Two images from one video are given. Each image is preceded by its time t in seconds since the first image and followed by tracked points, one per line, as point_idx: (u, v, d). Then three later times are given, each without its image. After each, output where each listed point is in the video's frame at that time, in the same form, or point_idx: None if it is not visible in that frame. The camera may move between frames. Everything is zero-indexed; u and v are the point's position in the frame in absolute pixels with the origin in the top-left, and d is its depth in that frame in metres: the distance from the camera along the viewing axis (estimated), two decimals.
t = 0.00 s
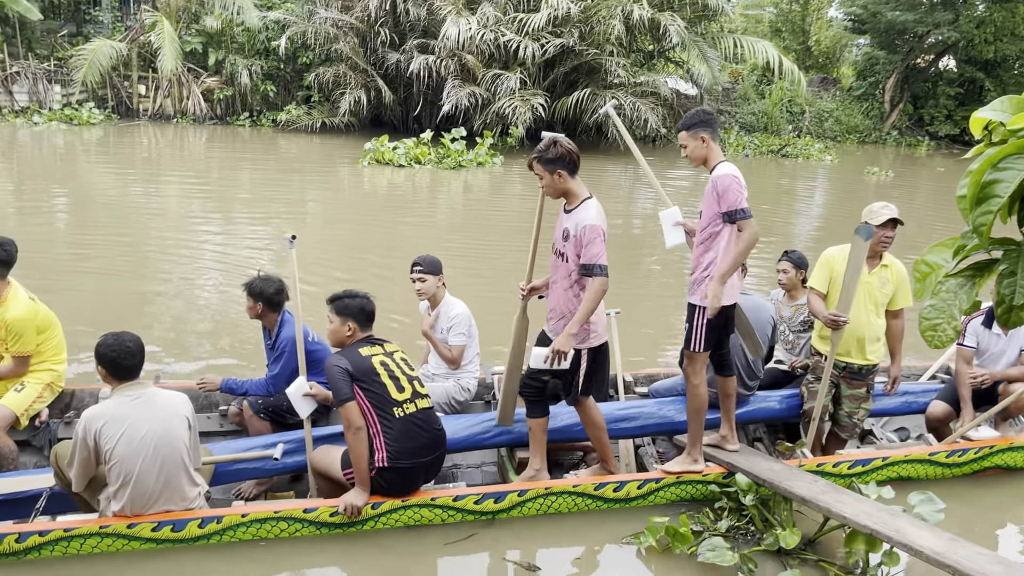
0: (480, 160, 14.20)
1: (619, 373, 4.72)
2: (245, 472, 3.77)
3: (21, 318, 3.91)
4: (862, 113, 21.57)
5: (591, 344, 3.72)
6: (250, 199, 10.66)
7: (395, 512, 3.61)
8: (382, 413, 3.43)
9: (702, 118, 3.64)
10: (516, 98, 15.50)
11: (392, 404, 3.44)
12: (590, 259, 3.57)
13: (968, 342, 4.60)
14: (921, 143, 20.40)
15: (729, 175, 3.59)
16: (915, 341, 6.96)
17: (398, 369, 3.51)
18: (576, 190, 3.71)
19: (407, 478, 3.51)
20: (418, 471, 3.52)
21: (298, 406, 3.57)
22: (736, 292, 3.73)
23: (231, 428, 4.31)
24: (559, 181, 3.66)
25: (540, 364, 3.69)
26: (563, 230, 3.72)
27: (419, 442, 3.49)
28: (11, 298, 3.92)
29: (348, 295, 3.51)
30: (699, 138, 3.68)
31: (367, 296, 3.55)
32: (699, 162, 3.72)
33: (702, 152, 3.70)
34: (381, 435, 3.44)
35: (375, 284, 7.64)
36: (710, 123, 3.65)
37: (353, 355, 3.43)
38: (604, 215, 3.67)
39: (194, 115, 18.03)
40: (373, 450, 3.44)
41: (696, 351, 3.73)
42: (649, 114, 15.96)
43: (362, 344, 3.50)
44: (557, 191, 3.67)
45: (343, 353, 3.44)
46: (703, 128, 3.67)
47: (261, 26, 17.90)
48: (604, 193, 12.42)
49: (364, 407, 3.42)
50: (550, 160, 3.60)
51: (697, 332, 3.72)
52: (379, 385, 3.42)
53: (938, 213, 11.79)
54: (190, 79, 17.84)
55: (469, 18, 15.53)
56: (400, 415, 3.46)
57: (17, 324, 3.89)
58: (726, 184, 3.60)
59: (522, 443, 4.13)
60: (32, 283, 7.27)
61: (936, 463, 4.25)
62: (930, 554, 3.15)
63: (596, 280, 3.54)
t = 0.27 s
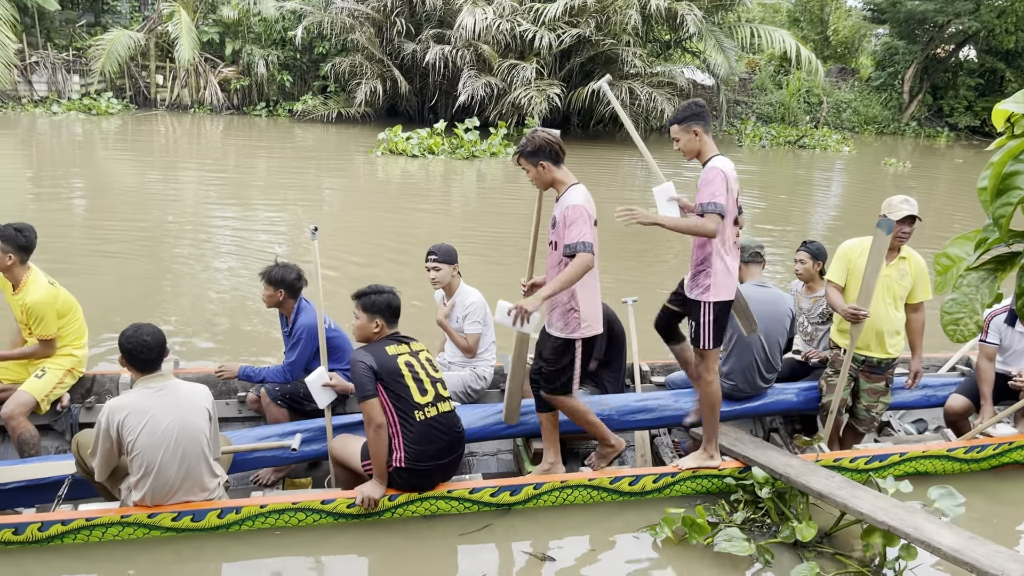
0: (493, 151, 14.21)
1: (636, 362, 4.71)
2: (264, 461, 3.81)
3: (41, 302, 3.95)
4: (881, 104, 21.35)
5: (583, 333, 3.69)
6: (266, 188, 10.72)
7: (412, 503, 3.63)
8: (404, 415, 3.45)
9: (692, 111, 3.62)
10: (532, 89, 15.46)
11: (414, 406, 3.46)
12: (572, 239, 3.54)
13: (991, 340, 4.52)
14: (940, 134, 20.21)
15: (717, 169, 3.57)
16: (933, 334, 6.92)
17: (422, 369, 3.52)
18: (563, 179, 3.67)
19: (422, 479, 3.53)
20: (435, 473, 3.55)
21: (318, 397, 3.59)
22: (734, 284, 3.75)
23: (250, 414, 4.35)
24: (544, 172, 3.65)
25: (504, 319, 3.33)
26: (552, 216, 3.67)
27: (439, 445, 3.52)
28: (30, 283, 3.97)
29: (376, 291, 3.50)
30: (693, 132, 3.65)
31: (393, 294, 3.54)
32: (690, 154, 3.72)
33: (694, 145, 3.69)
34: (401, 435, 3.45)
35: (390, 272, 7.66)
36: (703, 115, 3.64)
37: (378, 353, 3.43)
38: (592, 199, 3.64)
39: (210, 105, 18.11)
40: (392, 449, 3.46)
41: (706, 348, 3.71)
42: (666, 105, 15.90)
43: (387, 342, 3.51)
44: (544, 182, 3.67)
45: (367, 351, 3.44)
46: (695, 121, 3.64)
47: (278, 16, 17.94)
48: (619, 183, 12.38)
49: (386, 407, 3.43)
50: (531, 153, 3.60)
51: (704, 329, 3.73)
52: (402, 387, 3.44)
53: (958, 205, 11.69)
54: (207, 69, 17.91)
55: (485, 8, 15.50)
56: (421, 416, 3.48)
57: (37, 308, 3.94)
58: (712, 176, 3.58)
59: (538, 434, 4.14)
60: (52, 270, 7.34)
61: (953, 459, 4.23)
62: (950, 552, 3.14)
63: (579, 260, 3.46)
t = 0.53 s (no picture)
0: (501, 142, 14.18)
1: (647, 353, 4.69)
2: (275, 451, 3.83)
3: (54, 290, 3.98)
4: (893, 95, 21.18)
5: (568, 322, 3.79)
6: (276, 179, 10.75)
7: (422, 496, 3.65)
8: (426, 417, 3.42)
9: (661, 108, 3.64)
10: (542, 79, 15.41)
11: (436, 408, 3.42)
12: (556, 238, 3.57)
13: (1005, 334, 4.46)
14: (952, 125, 20.05)
15: (680, 167, 3.63)
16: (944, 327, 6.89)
17: (447, 369, 3.45)
18: (560, 168, 3.68)
19: (437, 476, 3.56)
20: (446, 471, 3.57)
21: (335, 388, 3.63)
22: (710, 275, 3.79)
23: (260, 404, 4.37)
24: (543, 160, 3.66)
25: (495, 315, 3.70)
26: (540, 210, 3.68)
27: (455, 445, 3.52)
28: (44, 271, 4.00)
29: (407, 287, 3.39)
30: (662, 128, 3.66)
31: (422, 288, 3.43)
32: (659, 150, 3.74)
33: (664, 140, 3.70)
34: (420, 435, 3.44)
35: (400, 264, 7.66)
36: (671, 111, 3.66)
37: (407, 354, 3.35)
38: (584, 194, 3.64)
39: (220, 97, 18.13)
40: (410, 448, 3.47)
41: (692, 339, 3.74)
42: (676, 96, 15.83)
43: (414, 340, 3.41)
44: (542, 169, 3.69)
45: (395, 349, 3.35)
46: (663, 117, 3.66)
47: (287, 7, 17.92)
48: (629, 175, 12.33)
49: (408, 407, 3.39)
50: (531, 140, 3.62)
51: (689, 320, 3.75)
52: (426, 389, 3.39)
53: (970, 196, 11.61)
54: (217, 60, 17.93)
55: None
56: (442, 419, 3.46)
57: (50, 295, 3.96)
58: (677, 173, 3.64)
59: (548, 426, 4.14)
60: (64, 260, 7.38)
61: (965, 453, 4.21)
62: (960, 544, 3.14)
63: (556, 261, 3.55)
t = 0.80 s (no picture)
0: (506, 133, 14.14)
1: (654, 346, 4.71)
2: (282, 443, 3.84)
3: (65, 282, 3.99)
4: (902, 85, 21.03)
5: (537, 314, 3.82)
6: (283, 170, 10.76)
7: (429, 486, 3.66)
8: (443, 417, 3.42)
9: (630, 81, 3.72)
10: (548, 71, 15.36)
11: (453, 408, 3.41)
12: (534, 232, 3.58)
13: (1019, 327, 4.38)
14: (962, 117, 19.91)
15: (657, 141, 3.74)
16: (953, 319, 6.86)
17: (465, 368, 3.43)
18: (551, 162, 3.69)
19: (448, 470, 3.59)
20: (455, 466, 3.60)
21: (343, 379, 3.64)
22: (679, 245, 3.94)
23: (268, 396, 4.39)
24: (535, 152, 3.66)
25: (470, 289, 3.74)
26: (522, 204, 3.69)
27: (465, 442, 3.55)
28: (55, 262, 4.01)
29: (426, 284, 3.32)
30: (631, 101, 3.77)
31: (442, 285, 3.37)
32: (629, 124, 3.84)
33: (633, 114, 3.80)
34: (435, 432, 3.46)
35: (407, 255, 7.67)
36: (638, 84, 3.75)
37: (428, 354, 3.31)
38: (567, 191, 3.64)
39: (227, 89, 18.12)
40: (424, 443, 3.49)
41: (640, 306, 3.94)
42: (683, 87, 15.78)
43: (435, 339, 3.37)
44: (532, 161, 3.69)
45: (415, 349, 3.31)
46: (633, 90, 3.75)
47: None
48: (636, 166, 12.30)
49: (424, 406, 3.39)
50: (524, 131, 3.61)
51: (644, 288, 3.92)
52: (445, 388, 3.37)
53: (980, 188, 11.54)
54: (224, 52, 17.93)
55: None
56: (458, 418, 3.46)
57: (61, 287, 3.98)
58: (653, 148, 3.76)
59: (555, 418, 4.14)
60: (72, 252, 7.42)
61: (975, 444, 4.20)
62: (968, 537, 3.13)
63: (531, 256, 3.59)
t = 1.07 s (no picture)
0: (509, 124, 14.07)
1: (660, 340, 4.72)
2: (289, 433, 3.85)
3: (70, 275, 3.99)
4: (910, 75, 20.90)
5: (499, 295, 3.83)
6: (289, 161, 10.75)
7: (436, 474, 3.67)
8: (457, 409, 3.43)
9: (613, 59, 3.76)
10: (555, 61, 15.31)
11: (468, 401, 3.43)
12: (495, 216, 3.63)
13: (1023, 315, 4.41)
14: (971, 107, 19.76)
15: (636, 121, 3.80)
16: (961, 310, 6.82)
17: (477, 360, 3.43)
18: (514, 148, 3.69)
19: (458, 459, 3.63)
20: (464, 454, 3.62)
21: (348, 369, 3.65)
22: (660, 227, 3.94)
23: (274, 388, 4.40)
24: (498, 138, 3.65)
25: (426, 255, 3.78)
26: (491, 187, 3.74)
27: (476, 431, 3.57)
28: (59, 257, 4.00)
29: (437, 276, 3.31)
30: (613, 79, 3.81)
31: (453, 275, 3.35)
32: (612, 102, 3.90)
33: (616, 92, 3.85)
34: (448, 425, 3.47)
35: (412, 246, 7.65)
36: (623, 62, 3.79)
37: (443, 348, 3.30)
38: (528, 173, 3.66)
39: (233, 79, 18.09)
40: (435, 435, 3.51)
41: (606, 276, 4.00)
42: (690, 77, 15.71)
43: (449, 332, 3.35)
44: (495, 146, 3.67)
45: (430, 344, 3.30)
46: (616, 69, 3.79)
47: None
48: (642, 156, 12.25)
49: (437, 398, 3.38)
50: (487, 117, 3.58)
51: (614, 262, 3.97)
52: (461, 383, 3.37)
53: (989, 178, 11.46)
54: (229, 42, 17.91)
55: None
56: (471, 411, 3.48)
57: (66, 281, 3.98)
58: (633, 127, 3.81)
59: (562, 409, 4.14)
60: (79, 243, 7.43)
61: (983, 433, 4.20)
62: (976, 525, 3.12)
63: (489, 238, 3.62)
